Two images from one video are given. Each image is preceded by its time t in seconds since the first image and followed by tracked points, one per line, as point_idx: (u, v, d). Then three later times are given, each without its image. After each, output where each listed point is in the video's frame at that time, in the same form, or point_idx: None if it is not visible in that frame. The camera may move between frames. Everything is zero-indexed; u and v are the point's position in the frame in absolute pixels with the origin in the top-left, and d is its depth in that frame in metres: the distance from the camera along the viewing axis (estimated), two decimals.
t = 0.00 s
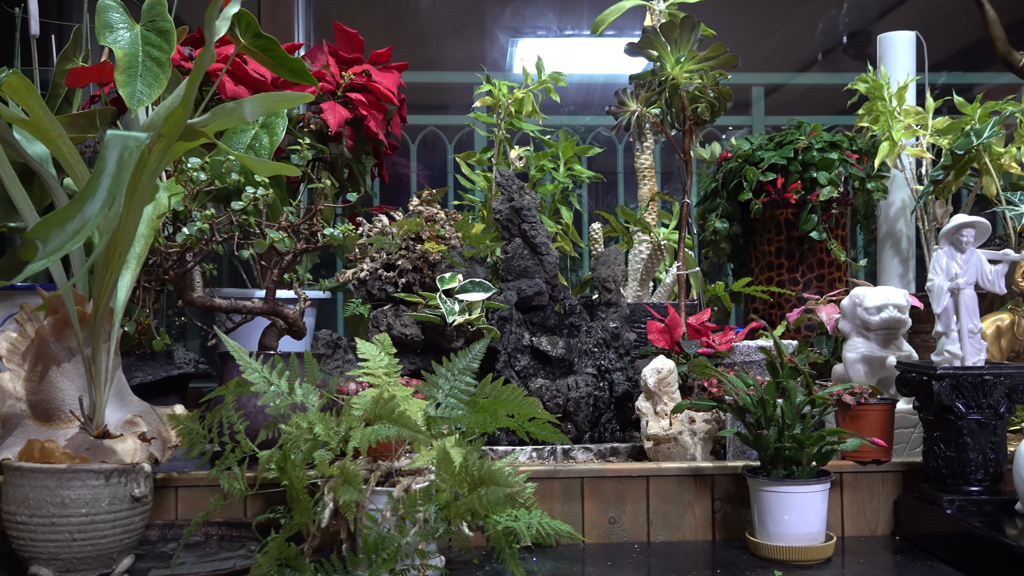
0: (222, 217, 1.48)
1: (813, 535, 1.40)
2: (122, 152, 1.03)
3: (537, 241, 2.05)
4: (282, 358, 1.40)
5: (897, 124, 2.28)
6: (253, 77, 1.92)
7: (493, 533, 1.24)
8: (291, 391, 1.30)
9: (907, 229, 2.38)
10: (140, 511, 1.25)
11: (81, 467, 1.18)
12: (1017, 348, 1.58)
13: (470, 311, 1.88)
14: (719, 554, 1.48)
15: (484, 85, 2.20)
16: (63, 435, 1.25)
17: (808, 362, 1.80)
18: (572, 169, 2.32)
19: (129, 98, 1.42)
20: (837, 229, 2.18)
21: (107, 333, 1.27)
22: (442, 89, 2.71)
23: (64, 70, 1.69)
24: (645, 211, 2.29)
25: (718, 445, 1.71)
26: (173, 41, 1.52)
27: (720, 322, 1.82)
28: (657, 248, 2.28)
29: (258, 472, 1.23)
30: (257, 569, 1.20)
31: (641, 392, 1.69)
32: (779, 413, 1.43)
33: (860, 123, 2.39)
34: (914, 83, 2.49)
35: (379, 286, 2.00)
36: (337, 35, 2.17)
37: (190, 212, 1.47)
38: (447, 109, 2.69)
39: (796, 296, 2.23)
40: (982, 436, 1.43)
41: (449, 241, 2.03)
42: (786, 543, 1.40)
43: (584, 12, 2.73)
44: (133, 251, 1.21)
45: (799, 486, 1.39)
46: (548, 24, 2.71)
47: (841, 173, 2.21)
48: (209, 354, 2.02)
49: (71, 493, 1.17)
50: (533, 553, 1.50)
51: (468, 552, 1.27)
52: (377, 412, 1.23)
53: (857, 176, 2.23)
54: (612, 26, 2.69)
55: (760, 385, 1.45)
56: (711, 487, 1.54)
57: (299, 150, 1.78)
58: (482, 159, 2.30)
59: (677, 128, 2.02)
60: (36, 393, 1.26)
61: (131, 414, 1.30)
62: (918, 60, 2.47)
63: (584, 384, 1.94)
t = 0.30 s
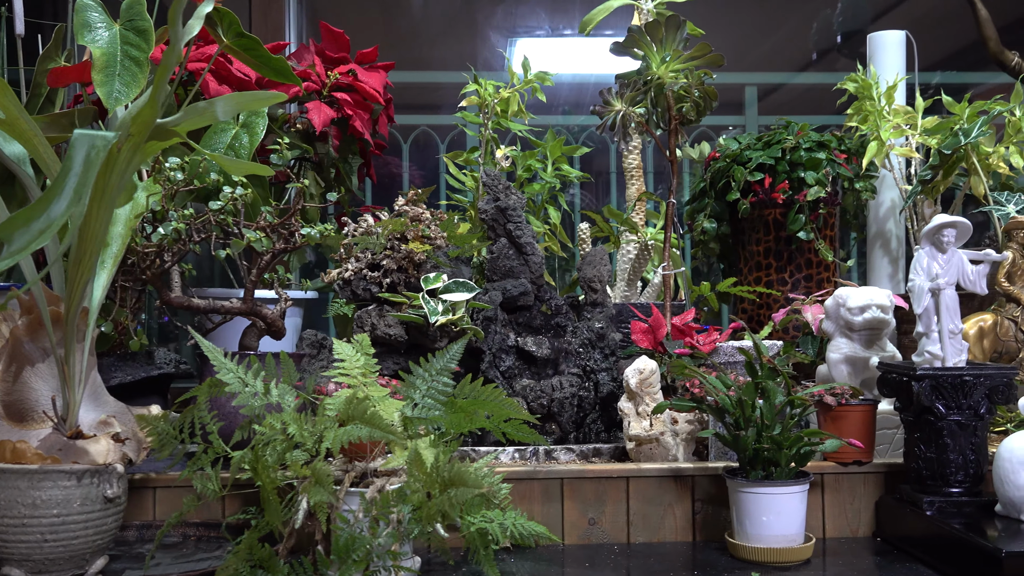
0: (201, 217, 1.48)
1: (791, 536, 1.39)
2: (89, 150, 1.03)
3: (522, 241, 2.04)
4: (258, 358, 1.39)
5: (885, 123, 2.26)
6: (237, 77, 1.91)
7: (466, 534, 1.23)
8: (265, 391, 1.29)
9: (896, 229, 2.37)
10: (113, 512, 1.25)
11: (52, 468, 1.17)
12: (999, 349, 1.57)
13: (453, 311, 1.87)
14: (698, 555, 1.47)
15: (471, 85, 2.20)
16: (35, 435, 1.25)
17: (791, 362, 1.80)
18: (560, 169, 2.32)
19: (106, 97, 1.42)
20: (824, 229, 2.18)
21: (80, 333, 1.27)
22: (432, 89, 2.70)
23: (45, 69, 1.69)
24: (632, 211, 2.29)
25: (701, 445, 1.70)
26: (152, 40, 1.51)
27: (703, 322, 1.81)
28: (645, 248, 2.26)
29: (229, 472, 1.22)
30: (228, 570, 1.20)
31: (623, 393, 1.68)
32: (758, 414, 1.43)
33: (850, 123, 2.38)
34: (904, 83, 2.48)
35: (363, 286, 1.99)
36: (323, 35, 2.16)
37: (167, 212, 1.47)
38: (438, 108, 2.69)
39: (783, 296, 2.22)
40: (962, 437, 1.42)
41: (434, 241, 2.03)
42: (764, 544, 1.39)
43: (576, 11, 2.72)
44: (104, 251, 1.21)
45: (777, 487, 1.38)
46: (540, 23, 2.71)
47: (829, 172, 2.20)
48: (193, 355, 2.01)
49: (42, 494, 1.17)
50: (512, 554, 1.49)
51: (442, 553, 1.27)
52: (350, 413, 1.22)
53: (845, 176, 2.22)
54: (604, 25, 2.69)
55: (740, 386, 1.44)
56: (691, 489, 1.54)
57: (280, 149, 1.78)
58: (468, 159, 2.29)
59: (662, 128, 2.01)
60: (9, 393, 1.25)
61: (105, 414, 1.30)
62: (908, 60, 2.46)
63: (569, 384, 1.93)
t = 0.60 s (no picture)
0: (180, 218, 1.48)
1: (771, 538, 1.39)
2: (59, 150, 1.03)
3: (509, 241, 2.03)
4: (236, 359, 1.39)
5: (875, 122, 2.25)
6: (222, 77, 1.91)
7: (442, 535, 1.23)
8: (243, 392, 1.29)
9: (888, 229, 2.34)
10: (89, 513, 1.25)
11: (26, 469, 1.17)
12: (984, 349, 1.57)
13: (438, 311, 1.87)
14: (680, 557, 1.47)
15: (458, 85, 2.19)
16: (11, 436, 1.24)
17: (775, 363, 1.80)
18: (549, 168, 2.31)
19: (85, 97, 1.42)
20: (813, 229, 2.17)
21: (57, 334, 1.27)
22: (424, 88, 2.70)
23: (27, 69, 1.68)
24: (620, 211, 2.28)
25: (686, 446, 1.70)
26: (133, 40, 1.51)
27: (689, 322, 1.80)
28: (633, 247, 2.26)
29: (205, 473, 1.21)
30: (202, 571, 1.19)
31: (607, 393, 1.68)
32: (739, 415, 1.42)
33: (840, 122, 2.38)
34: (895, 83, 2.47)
35: (350, 287, 1.99)
36: (311, 35, 2.16)
37: (147, 212, 1.47)
38: (430, 108, 2.69)
39: (772, 296, 2.20)
40: (944, 437, 1.41)
41: (421, 241, 2.02)
42: (744, 545, 1.38)
43: (568, 11, 2.72)
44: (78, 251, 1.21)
45: (757, 488, 1.37)
46: (533, 23, 2.70)
47: (818, 172, 2.19)
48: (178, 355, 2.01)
49: (17, 495, 1.16)
50: (493, 555, 1.49)
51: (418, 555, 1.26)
52: (325, 414, 1.22)
53: (834, 176, 2.21)
54: (597, 25, 2.69)
55: (720, 387, 1.43)
56: (674, 490, 1.53)
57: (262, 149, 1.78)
58: (457, 158, 2.28)
59: (649, 128, 2.00)
60: None
61: (81, 415, 1.30)
62: (899, 59, 2.45)
63: (555, 385, 1.92)
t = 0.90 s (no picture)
0: (161, 218, 1.48)
1: (752, 539, 1.38)
2: (31, 150, 1.03)
3: (497, 241, 2.03)
4: (216, 359, 1.38)
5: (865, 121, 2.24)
6: (209, 76, 1.91)
7: (419, 536, 1.23)
8: (222, 392, 1.29)
9: (879, 229, 2.34)
10: (66, 513, 1.24)
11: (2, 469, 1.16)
12: (968, 350, 1.56)
13: (424, 311, 1.86)
14: (661, 557, 1.47)
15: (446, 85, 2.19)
16: None
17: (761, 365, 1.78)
18: (539, 168, 2.31)
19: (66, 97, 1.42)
20: (802, 229, 2.15)
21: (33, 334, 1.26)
22: (416, 88, 2.70)
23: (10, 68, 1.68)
24: (609, 211, 2.27)
25: (671, 446, 1.70)
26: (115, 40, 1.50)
27: (675, 322, 1.79)
28: (623, 247, 2.25)
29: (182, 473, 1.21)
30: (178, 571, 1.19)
31: (592, 394, 1.67)
32: (721, 415, 1.42)
33: (831, 122, 2.37)
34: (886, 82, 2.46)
35: (337, 287, 1.99)
36: (299, 34, 2.16)
37: (127, 212, 1.47)
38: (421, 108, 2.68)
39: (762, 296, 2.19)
40: (926, 439, 1.40)
41: (408, 241, 2.02)
42: (724, 547, 1.38)
43: (560, 11, 2.72)
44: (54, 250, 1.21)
45: (738, 489, 1.37)
46: (525, 23, 2.70)
47: (807, 172, 2.18)
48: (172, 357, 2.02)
49: None
50: (474, 556, 1.48)
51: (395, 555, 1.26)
52: (302, 414, 1.22)
53: (824, 175, 2.20)
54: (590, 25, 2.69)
55: (702, 388, 1.43)
56: (656, 490, 1.53)
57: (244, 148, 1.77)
58: (446, 158, 2.28)
59: (636, 127, 1.99)
60: None
61: (59, 415, 1.31)
62: (891, 58, 2.44)
63: (541, 385, 1.92)
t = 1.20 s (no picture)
0: (141, 217, 1.47)
1: (732, 540, 1.37)
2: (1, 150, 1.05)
3: (483, 241, 2.02)
4: (194, 359, 1.38)
5: (854, 122, 2.23)
6: (195, 76, 1.91)
7: (396, 536, 1.23)
8: (200, 392, 1.29)
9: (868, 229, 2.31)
10: (42, 513, 1.25)
11: None
12: (952, 351, 1.56)
13: (409, 311, 1.86)
14: (642, 559, 1.46)
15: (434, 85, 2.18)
16: None
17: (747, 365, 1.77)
18: (529, 168, 2.30)
19: (45, 97, 1.42)
20: (791, 229, 2.15)
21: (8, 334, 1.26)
22: (408, 89, 2.70)
23: None
24: (598, 211, 2.27)
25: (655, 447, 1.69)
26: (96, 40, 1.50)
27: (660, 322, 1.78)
28: (611, 248, 2.24)
29: (158, 473, 1.21)
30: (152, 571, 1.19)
31: (575, 395, 1.67)
32: (702, 416, 1.41)
33: (821, 122, 2.36)
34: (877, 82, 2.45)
35: (323, 287, 1.99)
36: (287, 34, 2.16)
37: (107, 212, 1.46)
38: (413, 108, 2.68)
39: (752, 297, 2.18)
40: (908, 440, 1.40)
41: (395, 242, 2.02)
42: (704, 548, 1.37)
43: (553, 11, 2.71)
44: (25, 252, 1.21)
45: (718, 490, 1.36)
46: (517, 23, 2.69)
47: (796, 172, 2.18)
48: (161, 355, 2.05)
49: None
50: (454, 557, 1.48)
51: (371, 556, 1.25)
52: (278, 414, 1.21)
53: (813, 175, 2.19)
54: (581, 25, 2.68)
55: (683, 389, 1.42)
56: (638, 491, 1.52)
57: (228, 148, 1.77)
58: (434, 158, 2.27)
59: (624, 127, 1.98)
60: None
61: (37, 415, 1.30)
62: (882, 58, 2.43)
63: (527, 386, 1.91)
